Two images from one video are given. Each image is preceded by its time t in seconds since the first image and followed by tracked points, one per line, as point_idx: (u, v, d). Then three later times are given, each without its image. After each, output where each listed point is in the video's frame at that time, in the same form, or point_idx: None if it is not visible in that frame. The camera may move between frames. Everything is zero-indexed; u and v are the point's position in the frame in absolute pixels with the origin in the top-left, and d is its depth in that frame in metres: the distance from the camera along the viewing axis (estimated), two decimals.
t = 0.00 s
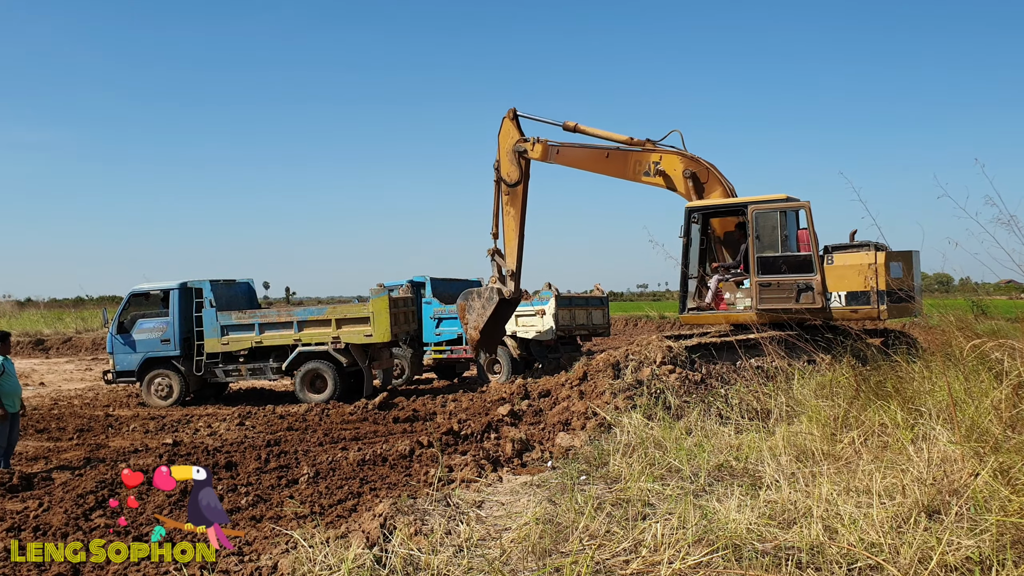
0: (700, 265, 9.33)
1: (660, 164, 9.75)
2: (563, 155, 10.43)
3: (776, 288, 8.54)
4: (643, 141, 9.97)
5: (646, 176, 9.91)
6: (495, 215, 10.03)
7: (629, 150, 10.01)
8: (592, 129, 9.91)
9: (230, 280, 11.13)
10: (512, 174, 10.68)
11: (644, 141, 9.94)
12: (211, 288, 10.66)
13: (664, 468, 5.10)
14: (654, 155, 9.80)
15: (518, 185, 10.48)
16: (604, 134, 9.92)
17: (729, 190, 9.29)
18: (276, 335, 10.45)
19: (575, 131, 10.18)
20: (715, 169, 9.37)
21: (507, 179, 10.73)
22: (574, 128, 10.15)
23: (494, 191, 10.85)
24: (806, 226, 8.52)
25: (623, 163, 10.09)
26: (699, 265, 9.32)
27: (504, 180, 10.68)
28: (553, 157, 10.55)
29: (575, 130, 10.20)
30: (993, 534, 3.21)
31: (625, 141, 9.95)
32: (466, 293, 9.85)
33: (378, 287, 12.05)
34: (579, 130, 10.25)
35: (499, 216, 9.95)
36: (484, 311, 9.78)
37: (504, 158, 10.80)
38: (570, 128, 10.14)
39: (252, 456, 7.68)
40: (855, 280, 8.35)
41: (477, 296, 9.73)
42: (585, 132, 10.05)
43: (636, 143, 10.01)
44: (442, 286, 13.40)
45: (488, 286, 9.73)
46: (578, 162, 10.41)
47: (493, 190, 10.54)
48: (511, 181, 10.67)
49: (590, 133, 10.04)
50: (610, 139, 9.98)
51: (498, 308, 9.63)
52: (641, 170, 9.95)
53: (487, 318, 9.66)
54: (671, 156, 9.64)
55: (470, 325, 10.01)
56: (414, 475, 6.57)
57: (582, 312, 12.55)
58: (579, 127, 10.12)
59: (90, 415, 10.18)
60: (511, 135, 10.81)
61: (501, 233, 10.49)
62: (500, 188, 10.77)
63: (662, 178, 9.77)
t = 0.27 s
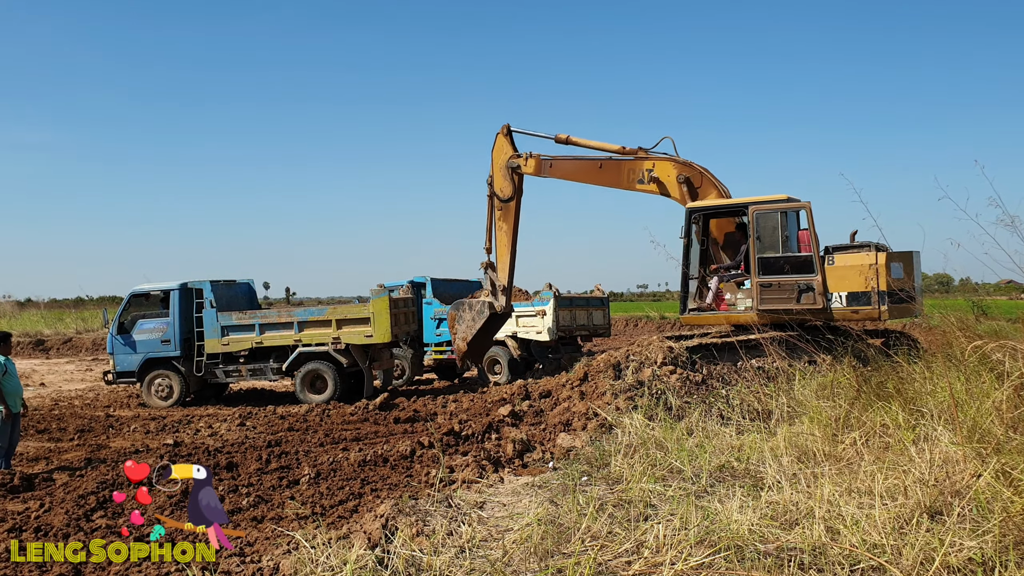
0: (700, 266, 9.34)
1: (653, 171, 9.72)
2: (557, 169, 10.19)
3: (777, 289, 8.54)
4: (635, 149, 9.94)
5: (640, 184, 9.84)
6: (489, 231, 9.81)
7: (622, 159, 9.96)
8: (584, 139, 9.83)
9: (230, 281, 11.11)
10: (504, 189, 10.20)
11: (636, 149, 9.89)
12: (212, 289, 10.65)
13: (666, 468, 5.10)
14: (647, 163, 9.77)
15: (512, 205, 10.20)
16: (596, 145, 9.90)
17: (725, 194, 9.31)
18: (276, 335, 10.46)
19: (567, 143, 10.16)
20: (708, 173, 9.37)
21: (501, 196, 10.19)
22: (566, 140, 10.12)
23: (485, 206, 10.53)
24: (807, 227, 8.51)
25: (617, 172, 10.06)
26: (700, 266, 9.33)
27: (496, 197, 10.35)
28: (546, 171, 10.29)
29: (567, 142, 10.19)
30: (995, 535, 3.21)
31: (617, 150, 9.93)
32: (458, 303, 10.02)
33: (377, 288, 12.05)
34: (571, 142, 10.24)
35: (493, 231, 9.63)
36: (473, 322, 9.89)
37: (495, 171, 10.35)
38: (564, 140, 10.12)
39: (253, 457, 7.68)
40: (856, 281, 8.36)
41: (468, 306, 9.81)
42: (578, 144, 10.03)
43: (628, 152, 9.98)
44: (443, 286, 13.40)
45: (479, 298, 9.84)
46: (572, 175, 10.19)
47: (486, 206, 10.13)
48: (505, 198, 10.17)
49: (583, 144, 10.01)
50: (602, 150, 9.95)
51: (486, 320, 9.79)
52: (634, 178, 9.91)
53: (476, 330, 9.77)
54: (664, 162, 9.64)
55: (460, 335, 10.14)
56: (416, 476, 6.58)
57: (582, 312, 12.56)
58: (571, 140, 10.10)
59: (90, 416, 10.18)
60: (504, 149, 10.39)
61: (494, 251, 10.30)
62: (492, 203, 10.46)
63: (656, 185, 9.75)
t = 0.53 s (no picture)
0: (699, 267, 9.35)
1: (647, 178, 9.83)
2: (551, 181, 10.63)
3: (776, 289, 8.55)
4: (628, 157, 10.08)
5: (635, 192, 9.97)
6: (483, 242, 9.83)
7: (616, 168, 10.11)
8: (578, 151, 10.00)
9: (228, 281, 11.11)
10: (500, 203, 11.01)
11: (629, 157, 10.05)
12: (210, 289, 10.63)
13: (666, 469, 5.10)
14: (641, 171, 9.89)
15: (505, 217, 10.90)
16: (591, 155, 10.00)
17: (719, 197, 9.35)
18: (274, 336, 10.46)
19: (562, 154, 10.19)
20: (701, 176, 9.45)
21: (495, 209, 11.09)
22: (560, 152, 10.17)
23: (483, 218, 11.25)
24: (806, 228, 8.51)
25: (612, 182, 10.16)
26: (699, 267, 9.34)
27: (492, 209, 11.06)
28: (541, 183, 10.67)
29: (561, 153, 10.23)
30: (997, 535, 3.21)
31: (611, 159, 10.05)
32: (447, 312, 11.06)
33: (377, 287, 11.84)
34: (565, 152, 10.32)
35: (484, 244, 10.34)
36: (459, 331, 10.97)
37: (492, 186, 11.11)
38: (558, 151, 10.16)
39: (253, 457, 7.68)
40: (854, 282, 8.35)
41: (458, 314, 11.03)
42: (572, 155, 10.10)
43: (622, 160, 10.12)
44: (443, 287, 13.42)
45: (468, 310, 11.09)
46: (566, 187, 10.54)
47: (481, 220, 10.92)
48: (499, 212, 11.00)
49: (578, 155, 10.06)
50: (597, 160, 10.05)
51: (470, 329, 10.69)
52: (630, 186, 10.02)
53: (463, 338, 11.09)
54: (658, 168, 9.74)
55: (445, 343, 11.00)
56: (416, 477, 6.59)
57: (582, 313, 12.58)
58: (565, 150, 10.13)
59: (91, 417, 10.18)
60: (500, 164, 11.02)
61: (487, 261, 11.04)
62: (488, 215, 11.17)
63: (651, 192, 9.83)
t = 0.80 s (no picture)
0: (699, 267, 9.34)
1: (642, 185, 9.83)
2: (547, 195, 10.71)
3: (776, 290, 8.56)
4: (623, 166, 10.10)
5: (631, 200, 9.98)
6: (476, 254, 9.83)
7: (610, 178, 10.13)
8: (573, 163, 10.05)
9: (221, 282, 11.10)
10: (496, 219, 11.27)
11: (623, 167, 10.07)
12: (203, 289, 10.61)
13: (667, 470, 5.10)
14: (636, 179, 9.90)
15: (499, 235, 11.19)
16: (586, 165, 10.03)
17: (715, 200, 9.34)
18: (267, 337, 10.44)
19: (557, 167, 10.19)
20: (696, 181, 9.45)
21: (491, 223, 11.34)
22: (556, 165, 10.16)
23: (479, 231, 11.54)
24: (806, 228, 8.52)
25: (607, 192, 10.18)
26: (699, 267, 9.33)
27: (487, 224, 11.34)
28: (538, 198, 10.77)
29: (556, 166, 10.24)
30: (998, 537, 3.20)
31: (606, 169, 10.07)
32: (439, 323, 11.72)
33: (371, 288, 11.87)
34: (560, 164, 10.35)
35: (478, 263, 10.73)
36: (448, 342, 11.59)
37: (489, 201, 11.32)
38: (552, 164, 10.15)
39: (254, 458, 7.68)
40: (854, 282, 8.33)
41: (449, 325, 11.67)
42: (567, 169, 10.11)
43: (616, 170, 10.14)
44: (443, 287, 13.44)
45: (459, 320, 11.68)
46: (562, 199, 10.59)
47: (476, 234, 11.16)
48: (495, 227, 11.26)
49: (573, 167, 10.08)
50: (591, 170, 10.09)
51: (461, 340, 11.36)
52: (625, 195, 10.04)
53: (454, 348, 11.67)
54: (653, 175, 9.73)
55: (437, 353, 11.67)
56: (416, 478, 6.59)
57: (582, 313, 12.60)
58: (560, 162, 10.14)
59: (92, 417, 10.19)
60: (497, 180, 11.15)
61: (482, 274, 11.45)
62: (484, 228, 11.46)
63: (647, 200, 9.84)
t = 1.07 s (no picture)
0: (699, 267, 9.33)
1: (638, 193, 9.82)
2: (544, 206, 10.71)
3: (775, 290, 8.56)
4: (619, 174, 10.09)
5: (628, 208, 9.98)
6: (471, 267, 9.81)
7: (606, 187, 10.13)
8: (568, 174, 10.05)
9: (208, 282, 11.10)
10: (493, 231, 11.26)
11: (619, 175, 10.06)
12: (188, 290, 10.62)
13: (668, 471, 5.10)
14: (632, 186, 9.89)
15: (496, 247, 11.18)
16: (581, 176, 10.01)
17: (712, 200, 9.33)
18: (252, 338, 10.44)
19: (554, 178, 10.17)
20: (692, 185, 9.41)
21: (488, 236, 11.34)
22: (552, 175, 10.15)
23: (476, 243, 11.54)
24: (805, 228, 8.51)
25: (604, 200, 10.18)
26: (699, 267, 9.33)
27: (485, 235, 11.33)
28: (535, 210, 10.77)
29: (552, 177, 10.22)
30: (1000, 538, 3.19)
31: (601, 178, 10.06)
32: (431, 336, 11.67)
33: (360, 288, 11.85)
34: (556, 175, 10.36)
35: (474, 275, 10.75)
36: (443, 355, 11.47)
37: (487, 212, 11.32)
38: (548, 175, 10.13)
39: (254, 458, 7.68)
40: (854, 282, 8.33)
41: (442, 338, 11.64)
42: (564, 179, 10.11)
43: (612, 178, 10.13)
44: (443, 288, 13.44)
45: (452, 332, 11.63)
46: (559, 210, 10.58)
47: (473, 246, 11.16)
48: (491, 239, 11.25)
49: (569, 178, 10.07)
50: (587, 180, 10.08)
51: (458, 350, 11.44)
52: (622, 203, 10.03)
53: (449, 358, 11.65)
54: (649, 182, 9.71)
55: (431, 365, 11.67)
56: (417, 478, 6.59)
57: (583, 313, 12.61)
58: (557, 172, 10.11)
59: (92, 417, 10.19)
60: (496, 192, 11.15)
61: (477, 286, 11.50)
62: (481, 239, 11.46)
63: (643, 207, 9.82)
